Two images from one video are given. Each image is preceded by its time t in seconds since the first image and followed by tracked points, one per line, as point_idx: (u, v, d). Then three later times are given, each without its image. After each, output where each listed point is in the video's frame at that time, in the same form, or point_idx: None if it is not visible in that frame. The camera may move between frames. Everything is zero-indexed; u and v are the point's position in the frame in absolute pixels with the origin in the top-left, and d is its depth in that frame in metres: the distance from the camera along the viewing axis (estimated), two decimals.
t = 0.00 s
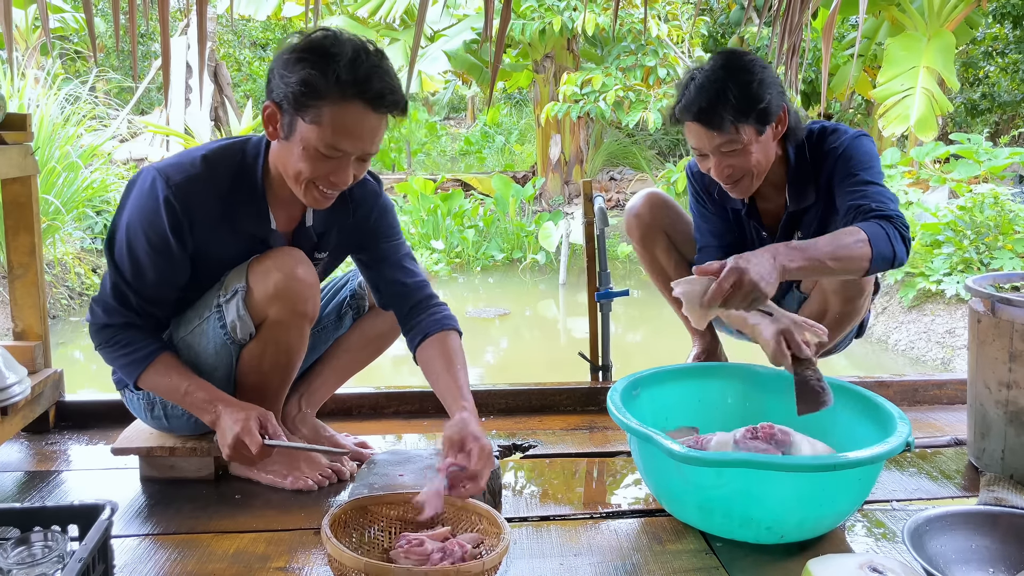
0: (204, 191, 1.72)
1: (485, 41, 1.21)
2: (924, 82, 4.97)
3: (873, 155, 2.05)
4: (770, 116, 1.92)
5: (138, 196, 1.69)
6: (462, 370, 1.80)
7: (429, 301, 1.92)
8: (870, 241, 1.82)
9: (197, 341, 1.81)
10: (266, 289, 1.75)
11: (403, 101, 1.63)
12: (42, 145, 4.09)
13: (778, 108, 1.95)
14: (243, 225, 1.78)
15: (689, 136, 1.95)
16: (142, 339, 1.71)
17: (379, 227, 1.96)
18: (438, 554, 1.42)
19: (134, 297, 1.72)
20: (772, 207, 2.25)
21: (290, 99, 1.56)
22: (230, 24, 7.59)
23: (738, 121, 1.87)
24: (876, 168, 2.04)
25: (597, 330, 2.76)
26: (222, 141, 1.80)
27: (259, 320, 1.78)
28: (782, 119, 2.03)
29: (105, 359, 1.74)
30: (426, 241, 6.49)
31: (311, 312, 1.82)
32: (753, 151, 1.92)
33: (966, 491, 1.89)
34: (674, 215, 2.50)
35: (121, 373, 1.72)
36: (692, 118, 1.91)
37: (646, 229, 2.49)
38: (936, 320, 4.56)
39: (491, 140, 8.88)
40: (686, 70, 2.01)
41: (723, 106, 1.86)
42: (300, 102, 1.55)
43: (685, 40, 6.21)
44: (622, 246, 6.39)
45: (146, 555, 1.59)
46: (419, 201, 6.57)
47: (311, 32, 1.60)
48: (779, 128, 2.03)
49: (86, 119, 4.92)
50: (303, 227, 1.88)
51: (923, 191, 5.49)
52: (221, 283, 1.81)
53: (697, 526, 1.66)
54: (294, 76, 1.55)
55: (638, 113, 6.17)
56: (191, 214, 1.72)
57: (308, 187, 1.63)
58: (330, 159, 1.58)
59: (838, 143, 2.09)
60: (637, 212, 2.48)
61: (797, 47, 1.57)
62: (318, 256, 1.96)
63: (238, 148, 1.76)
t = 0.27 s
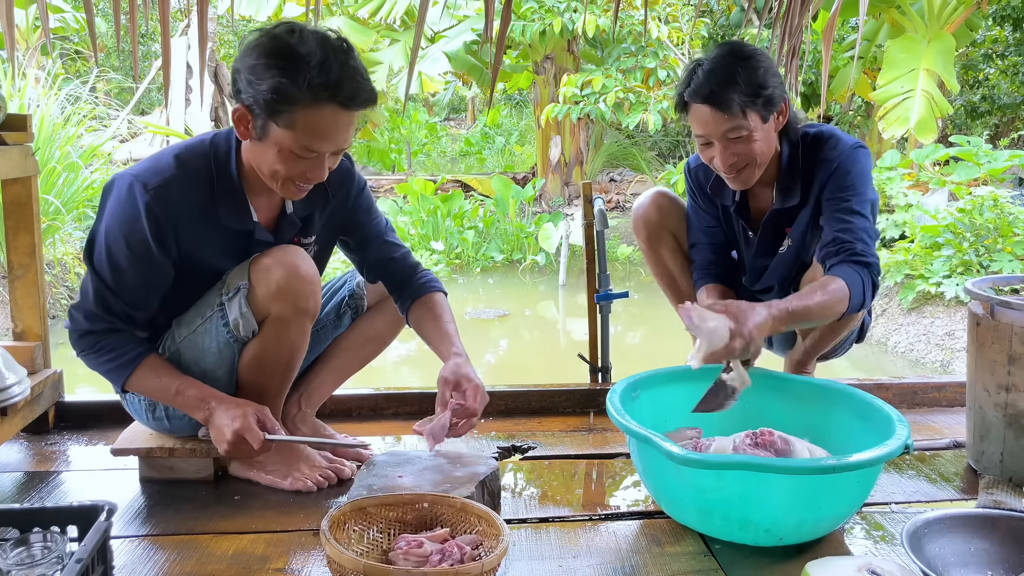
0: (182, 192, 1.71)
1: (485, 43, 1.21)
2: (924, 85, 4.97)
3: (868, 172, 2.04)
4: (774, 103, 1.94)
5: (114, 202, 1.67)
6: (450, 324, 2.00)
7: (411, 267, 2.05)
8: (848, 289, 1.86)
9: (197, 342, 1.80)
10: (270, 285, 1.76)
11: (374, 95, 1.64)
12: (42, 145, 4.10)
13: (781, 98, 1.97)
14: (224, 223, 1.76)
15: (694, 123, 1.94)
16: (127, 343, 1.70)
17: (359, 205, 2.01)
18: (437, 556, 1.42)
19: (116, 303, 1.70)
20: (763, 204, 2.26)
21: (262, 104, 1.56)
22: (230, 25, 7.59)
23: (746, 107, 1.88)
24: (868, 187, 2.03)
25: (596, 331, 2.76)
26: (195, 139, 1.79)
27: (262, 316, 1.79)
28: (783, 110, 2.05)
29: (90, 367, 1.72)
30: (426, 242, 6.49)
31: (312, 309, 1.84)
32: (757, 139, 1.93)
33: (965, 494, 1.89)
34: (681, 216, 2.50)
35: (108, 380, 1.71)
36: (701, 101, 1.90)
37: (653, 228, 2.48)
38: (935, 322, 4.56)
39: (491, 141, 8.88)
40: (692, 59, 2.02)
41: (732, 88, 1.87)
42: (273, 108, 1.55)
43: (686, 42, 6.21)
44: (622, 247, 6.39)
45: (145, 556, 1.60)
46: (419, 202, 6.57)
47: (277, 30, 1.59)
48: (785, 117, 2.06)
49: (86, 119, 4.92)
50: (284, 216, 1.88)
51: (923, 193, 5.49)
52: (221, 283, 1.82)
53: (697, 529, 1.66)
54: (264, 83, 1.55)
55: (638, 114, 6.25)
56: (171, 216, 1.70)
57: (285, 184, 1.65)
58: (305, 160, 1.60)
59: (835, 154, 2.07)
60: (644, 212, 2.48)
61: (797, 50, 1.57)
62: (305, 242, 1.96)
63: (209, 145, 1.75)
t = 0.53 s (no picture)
0: (180, 194, 1.69)
1: (486, 43, 1.21)
2: (925, 86, 4.97)
3: (870, 184, 2.03)
4: (781, 102, 1.95)
5: (111, 209, 1.63)
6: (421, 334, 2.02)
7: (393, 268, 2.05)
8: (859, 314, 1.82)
9: (205, 340, 1.80)
10: (279, 280, 1.80)
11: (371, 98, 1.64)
12: (42, 145, 4.09)
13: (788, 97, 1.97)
14: (221, 222, 1.76)
15: (701, 119, 1.94)
16: (131, 352, 1.67)
17: (340, 204, 2.02)
18: (437, 556, 1.42)
19: (116, 311, 1.66)
20: (765, 204, 2.26)
21: (266, 114, 1.55)
22: (231, 25, 7.59)
23: (754, 105, 1.88)
24: (870, 201, 2.02)
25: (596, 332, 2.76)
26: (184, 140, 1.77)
27: (271, 310, 1.82)
28: (789, 110, 2.05)
29: (88, 377, 1.68)
30: (426, 242, 6.49)
31: (319, 303, 1.87)
32: (764, 138, 1.93)
33: (965, 495, 1.89)
34: (683, 215, 2.50)
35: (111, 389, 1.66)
36: (710, 98, 1.90)
37: (654, 227, 2.48)
38: (935, 324, 4.56)
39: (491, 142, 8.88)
40: (698, 56, 2.01)
41: (742, 85, 1.87)
42: (278, 118, 1.54)
43: (686, 43, 6.22)
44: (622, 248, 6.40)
45: (145, 555, 1.59)
46: (419, 203, 6.56)
47: (278, 36, 1.58)
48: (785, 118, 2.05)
49: (86, 119, 4.92)
50: (277, 211, 1.88)
51: (924, 195, 5.49)
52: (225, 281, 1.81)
53: (697, 529, 1.66)
54: (269, 93, 1.54)
55: (638, 115, 6.22)
56: (172, 218, 1.69)
57: (285, 188, 1.67)
58: (305, 165, 1.61)
59: (841, 161, 2.05)
60: (646, 210, 2.48)
61: (797, 51, 1.57)
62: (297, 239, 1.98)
63: (203, 145, 1.74)
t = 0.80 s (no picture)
0: (184, 194, 1.69)
1: (487, 43, 1.20)
2: (925, 87, 4.96)
3: (879, 179, 2.03)
4: (788, 99, 1.94)
5: (117, 212, 1.63)
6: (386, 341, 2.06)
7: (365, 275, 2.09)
8: (884, 309, 1.82)
9: (205, 338, 1.81)
10: (279, 279, 1.79)
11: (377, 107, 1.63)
12: (43, 143, 4.09)
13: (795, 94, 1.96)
14: (225, 223, 1.76)
15: (707, 117, 1.93)
16: (144, 358, 1.67)
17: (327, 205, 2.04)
18: (438, 555, 1.42)
19: (125, 314, 1.66)
20: (769, 203, 2.25)
21: (273, 120, 1.55)
22: (232, 25, 7.61)
23: (760, 102, 1.88)
24: (882, 195, 2.02)
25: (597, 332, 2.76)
26: (186, 140, 1.77)
27: (271, 309, 1.82)
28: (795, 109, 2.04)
29: (99, 382, 1.68)
30: (427, 242, 6.49)
31: (319, 302, 1.86)
32: (770, 136, 1.93)
33: (966, 495, 1.89)
34: (684, 215, 2.50)
35: (124, 393, 1.67)
36: (718, 95, 1.90)
37: (655, 226, 2.49)
38: (936, 325, 4.56)
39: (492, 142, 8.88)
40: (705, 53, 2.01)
41: (749, 83, 1.87)
42: (285, 124, 1.54)
43: (688, 43, 6.22)
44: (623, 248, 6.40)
45: (145, 553, 1.59)
46: (420, 202, 6.56)
47: (287, 42, 1.56)
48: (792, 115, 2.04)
49: (88, 118, 4.92)
50: (277, 212, 1.87)
51: (924, 195, 5.49)
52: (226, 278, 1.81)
53: (698, 528, 1.66)
54: (277, 100, 1.54)
55: (639, 115, 6.22)
56: (177, 219, 1.68)
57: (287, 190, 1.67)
58: (308, 170, 1.61)
59: (847, 158, 2.06)
60: (648, 209, 2.48)
61: (799, 51, 1.56)
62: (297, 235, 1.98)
63: (206, 145, 1.73)
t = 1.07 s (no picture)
0: (194, 196, 1.68)
1: (488, 42, 1.20)
2: (926, 86, 4.96)
3: (881, 178, 2.03)
4: (789, 97, 1.94)
5: (128, 215, 1.63)
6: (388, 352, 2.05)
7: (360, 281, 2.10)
8: (886, 314, 1.82)
9: (212, 335, 1.81)
10: (286, 277, 1.80)
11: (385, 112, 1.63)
12: (43, 142, 4.10)
13: (796, 93, 1.96)
14: (234, 223, 1.75)
15: (707, 112, 1.93)
16: (167, 364, 1.69)
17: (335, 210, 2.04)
18: (437, 553, 1.42)
19: (142, 318, 1.67)
20: (769, 201, 2.25)
21: (281, 123, 1.55)
22: (233, 24, 7.61)
23: (760, 99, 1.88)
24: (883, 194, 2.01)
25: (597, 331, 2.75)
26: (193, 139, 1.76)
27: (277, 307, 1.82)
28: (795, 107, 2.04)
29: (119, 386, 1.70)
30: (427, 241, 6.49)
31: (326, 300, 1.86)
32: (769, 132, 1.93)
33: (966, 495, 1.88)
34: (685, 213, 2.50)
35: (144, 397, 1.69)
36: (719, 90, 1.89)
37: (657, 225, 2.48)
38: (936, 325, 4.57)
39: (492, 141, 8.88)
40: (710, 48, 2.00)
41: (750, 78, 1.87)
42: (293, 128, 1.54)
43: (688, 42, 6.21)
44: (623, 248, 6.40)
45: (145, 552, 1.59)
46: (420, 201, 6.56)
47: (297, 44, 1.56)
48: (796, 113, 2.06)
49: (88, 116, 4.93)
50: (284, 212, 1.87)
51: (925, 195, 5.48)
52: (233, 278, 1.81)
53: (698, 528, 1.66)
54: (286, 105, 1.54)
55: (640, 115, 6.22)
56: (187, 220, 1.68)
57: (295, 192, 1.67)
58: (315, 173, 1.61)
59: (848, 158, 2.06)
60: (649, 208, 2.48)
61: (801, 51, 1.55)
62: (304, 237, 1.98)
63: (213, 146, 1.73)
